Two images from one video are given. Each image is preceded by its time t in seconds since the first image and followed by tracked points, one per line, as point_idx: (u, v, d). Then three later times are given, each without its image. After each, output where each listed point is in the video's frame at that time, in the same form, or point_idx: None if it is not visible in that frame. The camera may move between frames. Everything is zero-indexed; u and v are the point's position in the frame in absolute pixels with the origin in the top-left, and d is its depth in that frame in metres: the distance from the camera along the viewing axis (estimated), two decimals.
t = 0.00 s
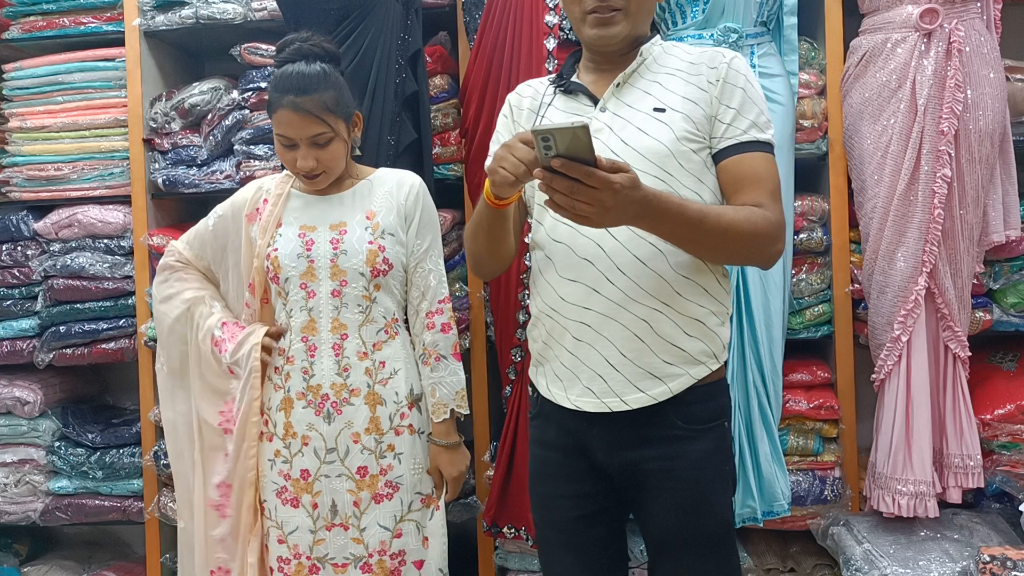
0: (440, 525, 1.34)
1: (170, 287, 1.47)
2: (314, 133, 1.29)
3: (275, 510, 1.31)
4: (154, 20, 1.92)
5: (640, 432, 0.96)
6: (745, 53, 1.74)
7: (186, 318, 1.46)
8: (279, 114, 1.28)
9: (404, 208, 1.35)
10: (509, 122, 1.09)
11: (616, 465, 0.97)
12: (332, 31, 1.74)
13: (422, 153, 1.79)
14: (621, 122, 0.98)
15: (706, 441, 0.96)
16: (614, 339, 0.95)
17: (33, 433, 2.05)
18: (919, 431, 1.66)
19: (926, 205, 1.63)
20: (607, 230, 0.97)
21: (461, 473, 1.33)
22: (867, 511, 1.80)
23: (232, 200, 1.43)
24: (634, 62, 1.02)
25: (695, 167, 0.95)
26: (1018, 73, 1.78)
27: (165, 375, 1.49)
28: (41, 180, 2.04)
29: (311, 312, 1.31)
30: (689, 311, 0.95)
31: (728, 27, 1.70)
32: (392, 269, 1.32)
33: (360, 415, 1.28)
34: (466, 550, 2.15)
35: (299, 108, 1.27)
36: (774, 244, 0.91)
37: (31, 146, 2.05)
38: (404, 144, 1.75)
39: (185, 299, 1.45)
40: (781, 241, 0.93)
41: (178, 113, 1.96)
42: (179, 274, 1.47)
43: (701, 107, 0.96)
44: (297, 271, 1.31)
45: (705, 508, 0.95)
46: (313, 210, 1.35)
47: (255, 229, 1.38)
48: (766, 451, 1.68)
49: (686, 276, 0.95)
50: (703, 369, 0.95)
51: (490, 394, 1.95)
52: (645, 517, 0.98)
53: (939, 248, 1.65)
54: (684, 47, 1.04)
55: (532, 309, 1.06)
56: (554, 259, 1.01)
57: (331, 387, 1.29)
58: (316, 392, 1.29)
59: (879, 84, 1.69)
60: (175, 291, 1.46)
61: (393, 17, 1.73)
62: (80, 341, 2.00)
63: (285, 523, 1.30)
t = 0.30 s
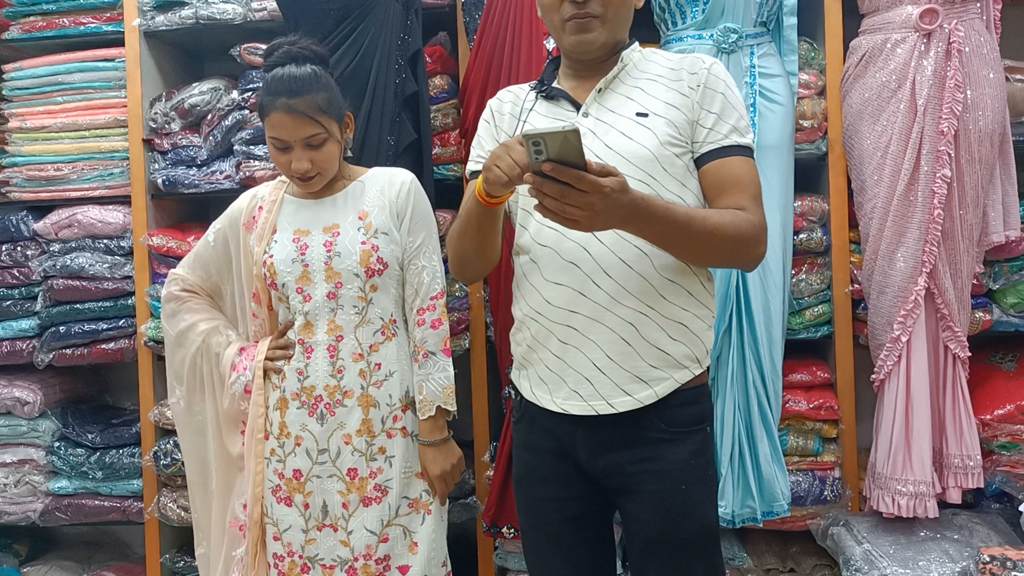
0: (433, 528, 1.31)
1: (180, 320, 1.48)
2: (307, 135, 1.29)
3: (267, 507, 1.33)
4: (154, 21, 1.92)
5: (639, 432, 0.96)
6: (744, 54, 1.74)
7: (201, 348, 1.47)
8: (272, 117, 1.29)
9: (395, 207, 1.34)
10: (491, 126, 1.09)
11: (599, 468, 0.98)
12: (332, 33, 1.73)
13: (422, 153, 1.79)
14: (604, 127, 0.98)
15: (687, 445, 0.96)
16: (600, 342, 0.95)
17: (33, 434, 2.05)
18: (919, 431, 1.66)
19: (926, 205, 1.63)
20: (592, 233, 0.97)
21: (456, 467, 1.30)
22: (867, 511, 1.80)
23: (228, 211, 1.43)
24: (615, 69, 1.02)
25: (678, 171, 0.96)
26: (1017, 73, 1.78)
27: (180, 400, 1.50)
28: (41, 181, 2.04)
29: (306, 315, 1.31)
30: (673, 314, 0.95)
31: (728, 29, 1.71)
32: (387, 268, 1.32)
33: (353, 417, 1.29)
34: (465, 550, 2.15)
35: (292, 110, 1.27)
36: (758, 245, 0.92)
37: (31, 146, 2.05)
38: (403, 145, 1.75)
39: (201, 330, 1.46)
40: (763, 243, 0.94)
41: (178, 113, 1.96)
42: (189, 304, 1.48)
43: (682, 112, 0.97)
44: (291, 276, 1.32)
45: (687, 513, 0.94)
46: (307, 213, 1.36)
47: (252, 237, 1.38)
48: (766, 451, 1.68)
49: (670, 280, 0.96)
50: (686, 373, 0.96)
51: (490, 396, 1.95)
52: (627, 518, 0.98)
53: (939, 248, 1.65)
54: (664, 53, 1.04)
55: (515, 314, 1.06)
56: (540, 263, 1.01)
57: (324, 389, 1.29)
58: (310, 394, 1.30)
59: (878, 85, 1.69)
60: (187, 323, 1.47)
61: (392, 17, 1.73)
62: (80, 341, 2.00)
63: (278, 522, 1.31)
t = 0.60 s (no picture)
0: (431, 534, 1.34)
1: (181, 329, 1.48)
2: (316, 133, 1.29)
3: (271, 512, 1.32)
4: (154, 21, 1.92)
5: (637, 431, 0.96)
6: (744, 54, 1.74)
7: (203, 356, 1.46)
8: (280, 116, 1.28)
9: (402, 212, 1.36)
10: (481, 130, 1.09)
11: (590, 470, 0.97)
12: (332, 33, 1.73)
13: (422, 154, 1.79)
14: (595, 129, 0.98)
15: (679, 446, 0.96)
16: (592, 345, 0.95)
17: (32, 434, 2.05)
18: (919, 431, 1.66)
19: (926, 205, 1.63)
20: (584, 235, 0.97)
21: (448, 461, 1.28)
22: (867, 511, 1.80)
23: (234, 215, 1.44)
24: (605, 71, 1.02)
25: (669, 172, 0.96)
26: (1017, 73, 1.79)
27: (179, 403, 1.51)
28: (40, 181, 2.04)
29: (313, 318, 1.31)
30: (664, 317, 0.95)
31: (728, 29, 1.71)
32: (394, 272, 1.33)
33: (361, 421, 1.30)
34: (464, 551, 2.15)
35: (301, 108, 1.27)
36: (749, 250, 0.92)
37: (31, 147, 2.05)
38: (402, 146, 1.75)
39: (202, 338, 1.45)
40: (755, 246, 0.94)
41: (178, 114, 1.96)
42: (189, 313, 1.48)
43: (673, 115, 0.97)
44: (297, 279, 1.31)
45: (683, 514, 0.94)
46: (310, 216, 1.36)
47: (255, 241, 1.38)
48: (766, 451, 1.68)
49: (661, 282, 0.96)
50: (675, 375, 0.96)
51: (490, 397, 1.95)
52: (619, 519, 0.99)
53: (939, 248, 1.65)
54: (654, 55, 1.04)
55: (506, 316, 1.06)
56: (532, 265, 1.00)
57: (332, 393, 1.30)
58: (317, 398, 1.30)
59: (878, 86, 1.69)
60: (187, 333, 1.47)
61: (392, 17, 1.73)
62: (80, 341, 2.00)
63: (281, 526, 1.31)
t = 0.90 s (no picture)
0: (427, 532, 1.36)
1: (178, 331, 1.47)
2: (326, 111, 1.33)
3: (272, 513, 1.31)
4: (154, 21, 1.92)
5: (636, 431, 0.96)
6: (744, 54, 1.74)
7: (201, 358, 1.45)
8: (291, 94, 1.32)
9: (408, 211, 1.38)
10: (476, 130, 1.09)
11: (585, 470, 0.98)
12: (332, 33, 1.73)
13: (422, 154, 1.79)
14: (591, 130, 0.98)
15: (672, 445, 0.96)
16: (586, 348, 0.95)
17: (32, 434, 2.05)
18: (918, 431, 1.66)
19: (926, 205, 1.63)
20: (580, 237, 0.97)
21: (424, 453, 1.30)
22: (867, 511, 1.80)
23: (235, 213, 1.44)
24: (601, 70, 1.02)
25: (665, 174, 0.96)
26: (1017, 73, 1.79)
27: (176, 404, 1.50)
28: (40, 181, 2.04)
29: (325, 319, 1.30)
30: (659, 320, 0.95)
31: (728, 29, 1.71)
32: (404, 271, 1.34)
33: (370, 420, 1.30)
34: (464, 551, 2.15)
35: (313, 86, 1.33)
36: (744, 252, 0.93)
37: (31, 147, 2.05)
38: (402, 146, 1.74)
39: (200, 339, 1.45)
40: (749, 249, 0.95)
41: (178, 114, 1.96)
42: (187, 314, 1.47)
43: (669, 116, 0.97)
44: (309, 279, 1.31)
45: (683, 511, 0.95)
46: (314, 216, 1.37)
47: (259, 242, 1.38)
48: (767, 451, 1.68)
49: (656, 285, 0.95)
50: (670, 378, 0.96)
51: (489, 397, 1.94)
52: (614, 519, 0.99)
53: (938, 248, 1.65)
54: (649, 54, 1.04)
55: (500, 317, 1.06)
56: (527, 267, 1.00)
57: (342, 393, 1.30)
58: (327, 398, 1.30)
59: (877, 86, 1.69)
60: (183, 334, 1.46)
61: (392, 17, 1.73)
62: (80, 341, 2.00)
63: (286, 528, 1.30)
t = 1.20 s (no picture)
0: (424, 534, 1.36)
1: (176, 328, 1.47)
2: (339, 104, 1.35)
3: (267, 514, 1.31)
4: (154, 22, 1.92)
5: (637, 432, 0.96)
6: (744, 55, 1.74)
7: (198, 357, 1.46)
8: (305, 83, 1.34)
9: (407, 211, 1.38)
10: (467, 132, 1.08)
11: (585, 470, 0.98)
12: (331, 34, 1.73)
13: (422, 154, 1.79)
14: (587, 132, 0.98)
15: (669, 446, 0.97)
16: (591, 351, 0.95)
17: (32, 435, 2.05)
18: (918, 431, 1.66)
19: (926, 205, 1.63)
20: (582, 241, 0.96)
21: (426, 454, 1.30)
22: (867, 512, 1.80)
23: (234, 213, 1.44)
24: (594, 74, 1.02)
25: (662, 176, 0.97)
26: (1016, 74, 1.79)
27: (175, 405, 1.50)
28: (39, 181, 2.04)
29: (322, 318, 1.31)
30: (661, 323, 0.96)
31: (727, 30, 1.71)
32: (401, 272, 1.34)
33: (364, 421, 1.30)
34: (463, 552, 2.15)
35: (329, 79, 1.35)
36: (740, 253, 0.94)
37: (31, 147, 2.05)
38: (402, 146, 1.74)
39: (197, 338, 1.45)
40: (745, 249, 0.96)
41: (178, 114, 1.96)
42: (187, 312, 1.47)
43: (664, 118, 0.98)
44: (306, 278, 1.31)
45: (682, 510, 0.95)
46: (315, 216, 1.37)
47: (257, 242, 1.38)
48: (766, 452, 1.68)
49: (658, 288, 0.96)
50: (671, 378, 0.97)
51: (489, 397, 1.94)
52: (612, 518, 0.99)
53: (938, 249, 1.65)
54: (640, 56, 1.05)
55: (498, 321, 1.05)
56: (527, 271, 0.99)
57: (337, 393, 1.30)
58: (321, 398, 1.30)
59: (877, 86, 1.69)
60: (181, 333, 1.47)
61: (392, 18, 1.73)
62: (80, 341, 2.00)
63: (281, 528, 1.30)
